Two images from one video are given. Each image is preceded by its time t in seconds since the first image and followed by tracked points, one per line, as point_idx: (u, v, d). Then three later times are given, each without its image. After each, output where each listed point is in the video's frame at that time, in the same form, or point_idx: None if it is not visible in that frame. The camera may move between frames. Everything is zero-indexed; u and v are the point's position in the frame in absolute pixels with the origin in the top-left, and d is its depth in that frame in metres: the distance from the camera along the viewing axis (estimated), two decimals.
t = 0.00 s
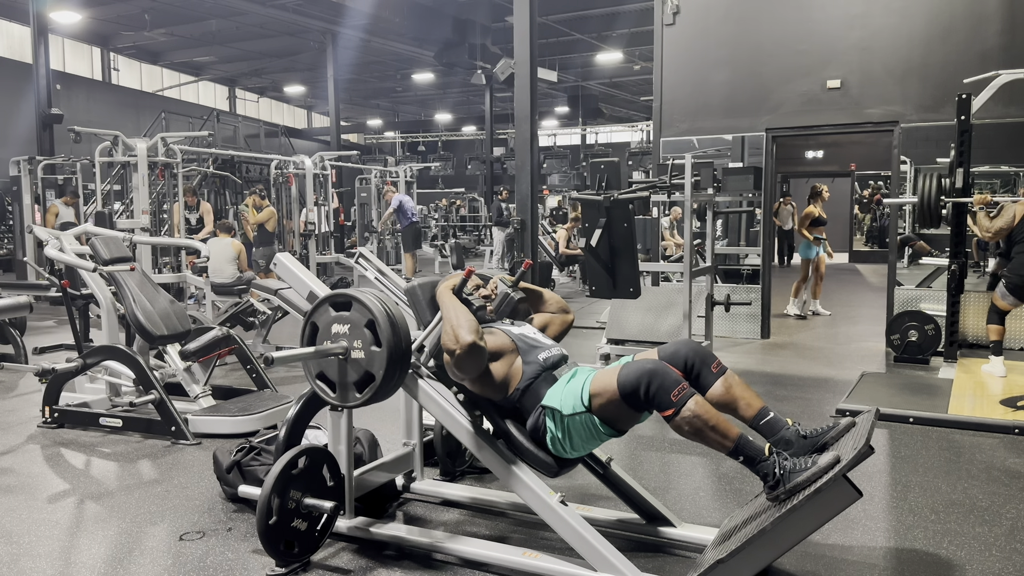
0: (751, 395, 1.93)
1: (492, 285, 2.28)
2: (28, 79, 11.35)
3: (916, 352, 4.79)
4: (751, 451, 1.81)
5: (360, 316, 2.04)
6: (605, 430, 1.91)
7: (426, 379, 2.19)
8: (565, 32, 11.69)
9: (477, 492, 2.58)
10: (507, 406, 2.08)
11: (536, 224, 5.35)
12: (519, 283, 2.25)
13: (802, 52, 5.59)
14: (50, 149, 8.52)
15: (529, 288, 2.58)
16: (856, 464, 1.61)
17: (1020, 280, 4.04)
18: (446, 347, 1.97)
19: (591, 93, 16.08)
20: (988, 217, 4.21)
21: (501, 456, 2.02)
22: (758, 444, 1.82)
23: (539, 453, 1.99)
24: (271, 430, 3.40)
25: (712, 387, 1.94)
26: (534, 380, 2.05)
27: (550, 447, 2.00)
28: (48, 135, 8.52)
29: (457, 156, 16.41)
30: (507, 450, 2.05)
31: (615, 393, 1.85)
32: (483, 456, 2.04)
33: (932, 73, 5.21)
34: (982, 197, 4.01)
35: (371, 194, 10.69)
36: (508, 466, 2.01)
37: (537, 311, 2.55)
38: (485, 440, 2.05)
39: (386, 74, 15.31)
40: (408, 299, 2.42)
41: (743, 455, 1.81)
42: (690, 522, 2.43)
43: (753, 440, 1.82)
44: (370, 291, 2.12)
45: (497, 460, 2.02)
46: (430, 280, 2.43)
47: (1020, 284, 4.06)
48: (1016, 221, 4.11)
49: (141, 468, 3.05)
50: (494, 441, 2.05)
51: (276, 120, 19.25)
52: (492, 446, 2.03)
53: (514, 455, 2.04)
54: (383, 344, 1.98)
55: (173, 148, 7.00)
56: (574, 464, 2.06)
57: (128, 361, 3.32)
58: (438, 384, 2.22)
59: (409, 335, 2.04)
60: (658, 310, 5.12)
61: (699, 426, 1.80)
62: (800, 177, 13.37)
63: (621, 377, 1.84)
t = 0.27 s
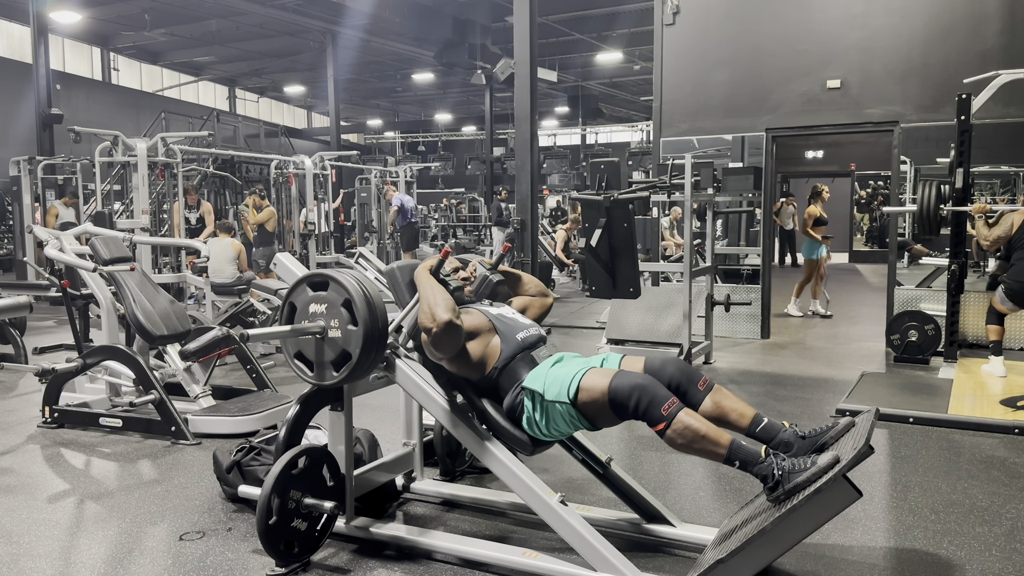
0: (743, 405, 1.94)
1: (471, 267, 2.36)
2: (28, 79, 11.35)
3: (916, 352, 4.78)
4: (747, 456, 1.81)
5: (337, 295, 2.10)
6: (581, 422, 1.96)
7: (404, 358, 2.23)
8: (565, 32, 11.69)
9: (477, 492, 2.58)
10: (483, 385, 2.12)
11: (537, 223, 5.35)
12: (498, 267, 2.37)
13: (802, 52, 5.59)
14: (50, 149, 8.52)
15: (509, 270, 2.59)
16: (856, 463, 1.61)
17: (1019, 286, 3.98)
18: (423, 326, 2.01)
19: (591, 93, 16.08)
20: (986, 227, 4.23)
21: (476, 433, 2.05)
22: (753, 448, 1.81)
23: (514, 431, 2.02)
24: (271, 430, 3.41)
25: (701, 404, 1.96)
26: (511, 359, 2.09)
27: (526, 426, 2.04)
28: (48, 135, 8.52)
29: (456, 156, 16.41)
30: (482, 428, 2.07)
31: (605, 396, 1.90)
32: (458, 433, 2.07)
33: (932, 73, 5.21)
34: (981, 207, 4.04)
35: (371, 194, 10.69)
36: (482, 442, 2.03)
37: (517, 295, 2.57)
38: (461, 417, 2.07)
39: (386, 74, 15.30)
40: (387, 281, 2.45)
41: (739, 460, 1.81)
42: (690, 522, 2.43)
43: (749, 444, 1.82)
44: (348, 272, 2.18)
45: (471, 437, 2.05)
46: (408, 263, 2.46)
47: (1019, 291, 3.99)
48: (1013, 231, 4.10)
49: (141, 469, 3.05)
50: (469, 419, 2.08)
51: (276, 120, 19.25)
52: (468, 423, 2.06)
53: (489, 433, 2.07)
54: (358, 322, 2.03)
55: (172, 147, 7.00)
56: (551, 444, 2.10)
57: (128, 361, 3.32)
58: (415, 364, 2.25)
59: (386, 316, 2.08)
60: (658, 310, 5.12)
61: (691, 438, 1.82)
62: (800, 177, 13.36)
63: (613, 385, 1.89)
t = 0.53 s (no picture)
0: (739, 410, 1.95)
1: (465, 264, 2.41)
2: (28, 79, 11.35)
3: (916, 352, 4.79)
4: (744, 458, 1.80)
5: (331, 290, 2.10)
6: (573, 424, 1.96)
7: (398, 353, 2.25)
8: (565, 32, 11.69)
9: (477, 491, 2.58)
10: (479, 381, 2.13)
11: (537, 224, 5.35)
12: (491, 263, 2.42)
13: (802, 52, 5.59)
14: (50, 149, 8.52)
15: (504, 267, 2.64)
16: (856, 463, 1.61)
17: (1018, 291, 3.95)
18: (412, 321, 2.03)
19: (591, 92, 16.08)
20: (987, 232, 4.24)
21: (467, 425, 2.06)
22: (751, 449, 1.81)
23: (507, 425, 2.03)
24: (271, 430, 3.41)
25: (700, 412, 1.97)
26: (506, 356, 2.09)
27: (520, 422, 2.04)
28: (48, 135, 8.52)
29: (457, 155, 16.40)
30: (474, 421, 2.09)
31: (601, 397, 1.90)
32: (449, 425, 2.08)
33: (932, 73, 5.21)
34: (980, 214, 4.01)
35: (371, 194, 10.68)
36: (473, 434, 2.05)
37: (512, 291, 2.63)
38: (452, 409, 2.09)
39: (386, 73, 15.30)
40: (382, 277, 2.39)
41: (737, 463, 1.80)
42: (690, 522, 2.43)
43: (745, 446, 1.82)
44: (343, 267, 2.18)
45: (462, 428, 2.06)
46: (403, 258, 2.40)
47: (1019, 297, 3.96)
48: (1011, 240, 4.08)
49: (141, 469, 3.05)
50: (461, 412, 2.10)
51: (276, 120, 19.25)
52: (459, 416, 2.08)
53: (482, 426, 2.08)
54: (352, 318, 2.03)
55: (172, 147, 7.00)
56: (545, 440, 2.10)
57: (128, 361, 3.32)
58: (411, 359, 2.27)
59: (380, 311, 2.09)
60: (658, 311, 5.12)
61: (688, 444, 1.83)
62: (801, 177, 13.36)
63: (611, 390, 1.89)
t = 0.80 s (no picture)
0: (748, 398, 1.94)
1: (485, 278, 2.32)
2: (28, 79, 11.35)
3: (916, 352, 4.79)
4: (749, 452, 1.81)
5: (352, 309, 2.06)
6: (598, 428, 1.92)
7: (420, 372, 2.19)
8: (565, 32, 11.68)
9: (477, 492, 2.58)
10: (500, 401, 2.10)
11: (536, 224, 5.34)
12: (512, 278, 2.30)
13: (802, 52, 5.59)
14: (50, 149, 8.52)
15: (522, 283, 2.62)
16: (856, 464, 1.61)
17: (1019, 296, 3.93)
18: (438, 340, 2.01)
19: (591, 92, 16.08)
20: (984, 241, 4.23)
21: (493, 448, 2.02)
22: (756, 445, 1.82)
23: (529, 446, 1.99)
24: (271, 430, 3.41)
25: (711, 391, 1.95)
26: (527, 375, 2.07)
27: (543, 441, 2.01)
28: (48, 135, 8.52)
29: (457, 155, 16.40)
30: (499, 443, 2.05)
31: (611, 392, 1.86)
32: (475, 448, 2.04)
33: (932, 73, 5.21)
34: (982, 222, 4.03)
35: (371, 194, 10.68)
36: (500, 457, 2.01)
37: (530, 305, 2.59)
38: (476, 432, 2.05)
39: (386, 73, 15.30)
40: (401, 294, 2.42)
41: (741, 456, 1.82)
42: (690, 522, 2.43)
43: (751, 440, 1.83)
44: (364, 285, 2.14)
45: (488, 452, 2.02)
46: (423, 275, 2.44)
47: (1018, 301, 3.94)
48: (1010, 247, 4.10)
49: (141, 469, 3.05)
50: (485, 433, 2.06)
51: (276, 120, 19.25)
52: (484, 438, 2.04)
53: (507, 448, 2.04)
54: (374, 336, 1.99)
55: (172, 147, 7.00)
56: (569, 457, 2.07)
57: (128, 361, 3.32)
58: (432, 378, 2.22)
59: (402, 329, 2.03)
60: (658, 311, 5.12)
61: (696, 429, 1.81)
62: (801, 177, 13.36)
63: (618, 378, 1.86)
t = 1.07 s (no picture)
0: (755, 391, 1.93)
1: (514, 300, 2.14)
2: (28, 79, 11.35)
3: (916, 352, 4.79)
4: (753, 450, 1.81)
5: (383, 336, 2.03)
6: (624, 443, 1.84)
7: (449, 400, 2.16)
8: (565, 32, 11.69)
9: (477, 492, 2.58)
10: (530, 428, 2.03)
11: (536, 224, 5.35)
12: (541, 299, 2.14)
13: (802, 52, 5.59)
14: (50, 149, 8.52)
15: (550, 304, 2.53)
16: (856, 464, 1.61)
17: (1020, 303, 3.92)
18: (470, 367, 1.92)
19: (591, 93, 16.09)
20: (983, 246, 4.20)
21: (528, 481, 1.98)
22: (760, 443, 1.82)
23: (561, 474, 1.93)
24: (272, 430, 3.41)
25: (719, 380, 1.94)
26: (558, 402, 1.99)
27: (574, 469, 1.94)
28: (48, 135, 8.52)
29: (457, 156, 16.41)
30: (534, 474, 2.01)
31: (623, 397, 1.79)
32: (509, 481, 2.01)
33: (932, 73, 5.21)
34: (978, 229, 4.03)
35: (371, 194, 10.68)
36: (535, 490, 1.98)
37: (557, 329, 2.51)
38: (510, 462, 2.01)
39: (386, 74, 15.31)
40: (428, 317, 2.38)
41: (744, 453, 1.81)
42: (690, 522, 2.43)
43: (755, 438, 1.82)
44: (392, 310, 2.11)
45: (523, 484, 1.99)
46: (451, 296, 2.38)
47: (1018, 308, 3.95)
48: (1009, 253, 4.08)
49: (141, 469, 3.05)
50: (518, 463, 2.02)
51: (276, 120, 19.25)
52: (518, 469, 2.00)
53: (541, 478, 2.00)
54: (406, 364, 1.96)
55: (173, 147, 7.00)
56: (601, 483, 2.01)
57: (127, 361, 3.32)
58: (461, 406, 2.18)
59: (432, 354, 2.01)
60: (658, 310, 5.12)
61: (703, 422, 1.78)
62: (800, 177, 13.37)
63: (625, 380, 1.80)
